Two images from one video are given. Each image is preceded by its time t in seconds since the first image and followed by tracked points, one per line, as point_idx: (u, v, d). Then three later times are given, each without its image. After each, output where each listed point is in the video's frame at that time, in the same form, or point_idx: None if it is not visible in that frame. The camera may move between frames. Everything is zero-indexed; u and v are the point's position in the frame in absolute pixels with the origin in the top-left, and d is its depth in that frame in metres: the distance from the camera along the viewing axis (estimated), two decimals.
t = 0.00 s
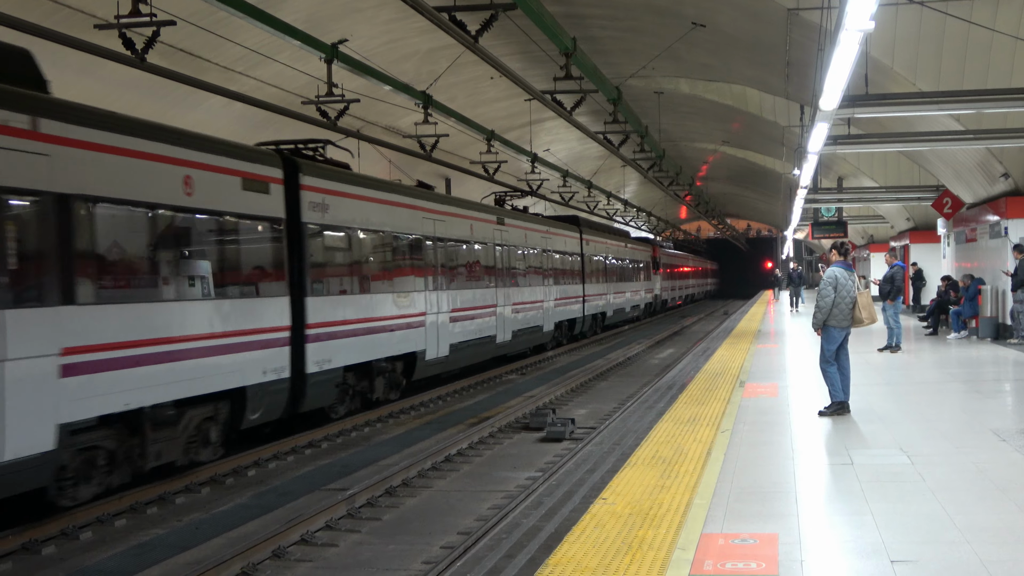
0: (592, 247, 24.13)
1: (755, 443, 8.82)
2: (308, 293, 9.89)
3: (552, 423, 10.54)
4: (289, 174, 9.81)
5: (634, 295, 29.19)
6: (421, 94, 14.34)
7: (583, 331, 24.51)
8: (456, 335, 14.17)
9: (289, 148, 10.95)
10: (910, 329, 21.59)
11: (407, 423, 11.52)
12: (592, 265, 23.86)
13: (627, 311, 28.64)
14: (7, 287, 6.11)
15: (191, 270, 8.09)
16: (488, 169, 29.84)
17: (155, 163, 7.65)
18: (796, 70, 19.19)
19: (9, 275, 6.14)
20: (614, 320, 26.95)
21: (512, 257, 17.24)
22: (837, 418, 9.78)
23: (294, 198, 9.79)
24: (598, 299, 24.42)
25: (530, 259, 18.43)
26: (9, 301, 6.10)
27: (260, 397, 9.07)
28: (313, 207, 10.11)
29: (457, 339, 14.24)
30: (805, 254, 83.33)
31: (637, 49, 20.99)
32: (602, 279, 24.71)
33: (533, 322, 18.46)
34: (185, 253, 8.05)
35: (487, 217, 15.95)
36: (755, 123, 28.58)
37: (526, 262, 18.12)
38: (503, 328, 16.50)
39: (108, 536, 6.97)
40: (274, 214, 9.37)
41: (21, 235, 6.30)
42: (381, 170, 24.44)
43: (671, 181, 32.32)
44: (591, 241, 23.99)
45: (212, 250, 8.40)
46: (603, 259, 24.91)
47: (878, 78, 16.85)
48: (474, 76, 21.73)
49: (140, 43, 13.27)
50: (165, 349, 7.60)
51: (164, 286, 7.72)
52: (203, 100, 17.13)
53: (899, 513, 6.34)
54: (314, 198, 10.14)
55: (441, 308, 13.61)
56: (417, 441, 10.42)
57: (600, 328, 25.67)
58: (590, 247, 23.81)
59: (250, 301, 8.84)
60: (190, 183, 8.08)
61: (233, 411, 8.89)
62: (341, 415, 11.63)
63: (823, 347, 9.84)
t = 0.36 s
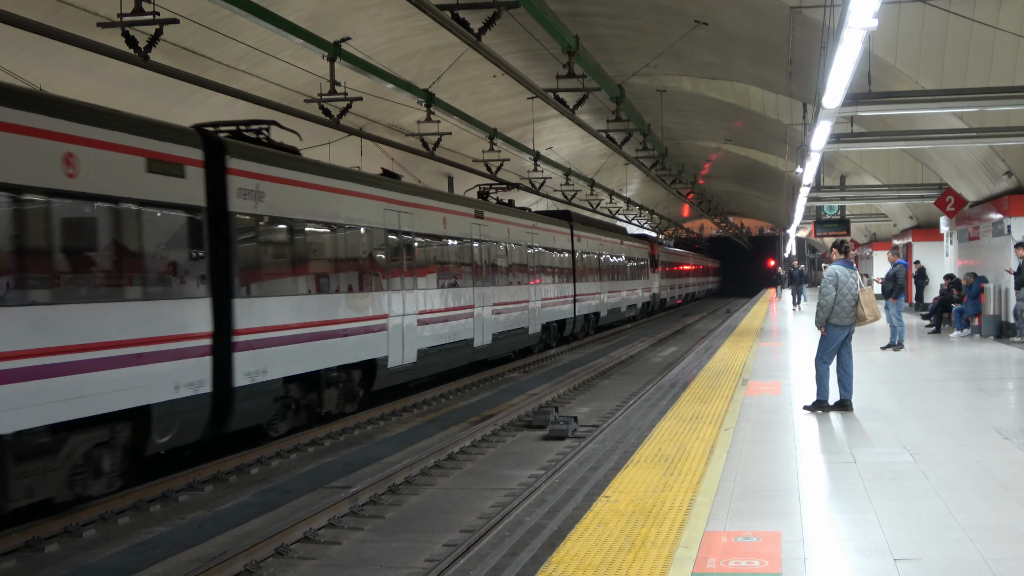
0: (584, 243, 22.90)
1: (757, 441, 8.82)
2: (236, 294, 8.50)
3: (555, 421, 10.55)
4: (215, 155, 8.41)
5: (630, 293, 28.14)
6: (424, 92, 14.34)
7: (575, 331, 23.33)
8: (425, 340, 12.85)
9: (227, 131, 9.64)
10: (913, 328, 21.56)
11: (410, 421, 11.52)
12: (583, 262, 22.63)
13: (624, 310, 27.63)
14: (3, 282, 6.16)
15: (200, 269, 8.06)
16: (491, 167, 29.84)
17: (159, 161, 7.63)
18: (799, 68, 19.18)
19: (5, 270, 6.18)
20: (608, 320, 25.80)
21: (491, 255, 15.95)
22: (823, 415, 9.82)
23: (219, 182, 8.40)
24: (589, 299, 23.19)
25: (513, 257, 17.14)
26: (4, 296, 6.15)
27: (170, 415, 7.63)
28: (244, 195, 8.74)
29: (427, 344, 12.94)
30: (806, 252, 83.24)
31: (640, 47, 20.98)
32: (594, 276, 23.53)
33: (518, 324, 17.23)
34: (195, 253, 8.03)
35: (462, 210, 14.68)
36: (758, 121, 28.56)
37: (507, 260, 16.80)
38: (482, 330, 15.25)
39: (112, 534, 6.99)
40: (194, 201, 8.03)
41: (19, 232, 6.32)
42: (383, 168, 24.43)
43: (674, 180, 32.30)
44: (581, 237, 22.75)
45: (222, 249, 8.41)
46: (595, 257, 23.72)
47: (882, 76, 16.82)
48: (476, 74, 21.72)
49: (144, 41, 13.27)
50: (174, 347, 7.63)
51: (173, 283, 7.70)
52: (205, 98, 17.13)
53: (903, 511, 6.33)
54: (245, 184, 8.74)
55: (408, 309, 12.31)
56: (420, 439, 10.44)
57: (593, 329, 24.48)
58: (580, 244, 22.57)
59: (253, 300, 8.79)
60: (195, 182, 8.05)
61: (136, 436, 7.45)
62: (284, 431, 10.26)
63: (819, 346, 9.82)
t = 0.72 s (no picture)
0: (573, 240, 21.75)
1: (758, 440, 8.81)
2: (140, 297, 7.19)
3: (557, 420, 10.56)
4: (117, 133, 7.12)
5: (624, 292, 27.07)
6: (426, 90, 14.32)
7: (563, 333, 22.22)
8: (386, 347, 11.50)
9: (152, 109, 8.47)
10: (914, 326, 21.55)
11: (411, 420, 11.52)
12: (571, 261, 21.46)
13: (617, 310, 26.57)
14: (13, 281, 6.18)
15: (205, 267, 8.06)
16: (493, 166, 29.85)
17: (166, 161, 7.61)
18: (801, 66, 19.18)
19: (13, 269, 6.20)
20: (600, 320, 24.66)
21: (466, 252, 14.62)
22: (816, 413, 9.84)
23: (116, 164, 7.09)
24: (578, 298, 22.02)
25: (491, 254, 15.86)
26: (13, 295, 6.15)
27: (47, 444, 6.32)
28: (153, 180, 7.43)
29: (390, 351, 11.62)
30: (807, 250, 83.08)
31: (642, 45, 20.97)
32: (586, 275, 22.42)
33: (497, 327, 16.05)
34: (199, 250, 8.01)
35: (433, 201, 13.29)
36: (760, 120, 28.55)
37: (484, 258, 15.47)
38: (457, 333, 14.02)
39: (112, 532, 6.99)
40: (83, 186, 6.75)
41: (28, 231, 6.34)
42: (385, 166, 24.43)
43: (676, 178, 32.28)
44: (570, 233, 21.55)
45: (225, 246, 8.38)
46: (585, 254, 22.58)
47: (884, 75, 16.81)
48: (478, 72, 21.72)
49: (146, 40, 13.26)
50: (179, 346, 7.63)
51: (179, 283, 7.69)
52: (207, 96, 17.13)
53: (905, 511, 6.31)
54: (153, 166, 7.41)
55: (365, 311, 10.96)
56: (421, 438, 10.43)
57: (584, 330, 23.33)
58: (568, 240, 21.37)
59: (256, 299, 8.75)
60: (202, 181, 8.04)
61: None
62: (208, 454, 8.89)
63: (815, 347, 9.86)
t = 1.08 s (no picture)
0: (562, 238, 20.64)
1: (757, 440, 8.81)
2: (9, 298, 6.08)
3: (556, 419, 10.57)
4: None
5: (617, 292, 26.03)
6: (426, 89, 14.31)
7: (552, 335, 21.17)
8: (339, 355, 10.29)
9: (58, 83, 7.54)
10: (914, 326, 21.56)
11: (411, 418, 11.52)
12: (559, 261, 20.35)
13: (610, 311, 25.53)
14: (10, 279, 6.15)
15: (207, 263, 8.18)
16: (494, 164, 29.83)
17: (168, 159, 7.72)
18: (802, 66, 19.19)
19: (11, 267, 6.18)
20: (591, 322, 23.57)
21: (436, 249, 13.41)
22: (815, 413, 9.85)
23: None
24: (567, 299, 20.95)
25: (466, 252, 14.64)
26: (10, 293, 6.13)
27: None
28: (27, 158, 6.32)
29: (344, 358, 10.44)
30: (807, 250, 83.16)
31: (643, 45, 20.97)
32: (575, 274, 21.38)
33: (474, 331, 14.91)
34: (197, 245, 8.08)
35: (410, 196, 12.57)
36: (761, 120, 28.55)
37: (457, 257, 14.23)
38: (426, 338, 12.82)
39: (113, 529, 7.00)
40: None
41: (26, 228, 6.33)
42: (385, 165, 24.42)
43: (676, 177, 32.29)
44: (558, 230, 20.43)
45: (222, 243, 8.41)
46: (575, 252, 21.51)
47: (885, 74, 16.80)
48: (479, 71, 21.72)
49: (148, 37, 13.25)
50: (176, 344, 7.65)
51: (178, 279, 7.77)
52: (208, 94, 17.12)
53: (904, 510, 6.32)
54: (27, 141, 6.31)
55: (312, 315, 9.79)
56: (421, 436, 10.44)
57: (574, 332, 22.28)
58: (556, 238, 20.24)
59: (256, 294, 8.84)
60: (204, 178, 8.15)
61: None
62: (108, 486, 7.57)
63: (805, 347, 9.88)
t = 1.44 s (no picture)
0: (548, 236, 19.49)
1: (758, 440, 8.84)
2: None
3: (557, 419, 10.58)
4: None
5: (609, 293, 24.92)
6: (428, 88, 14.33)
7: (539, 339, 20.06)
8: (280, 364, 9.08)
9: None
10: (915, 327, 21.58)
11: (412, 417, 11.55)
12: (546, 260, 19.20)
13: (602, 313, 24.42)
14: (6, 276, 6.13)
15: (208, 262, 8.13)
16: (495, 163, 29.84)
17: (166, 157, 7.65)
18: (804, 67, 19.19)
19: (10, 264, 6.17)
20: (580, 325, 22.43)
21: (405, 245, 12.18)
22: (816, 414, 9.87)
23: None
24: (554, 300, 19.83)
25: (440, 248, 13.43)
26: (6, 289, 6.10)
27: None
28: None
29: (288, 368, 9.24)
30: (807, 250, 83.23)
31: (645, 45, 20.95)
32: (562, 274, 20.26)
33: (448, 336, 13.67)
34: (198, 244, 8.04)
35: (413, 195, 12.59)
36: (762, 120, 28.54)
37: (429, 254, 12.99)
38: (390, 344, 11.57)
39: (113, 528, 7.00)
40: None
41: (22, 225, 6.30)
42: (386, 164, 24.42)
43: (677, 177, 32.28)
44: (545, 228, 19.29)
45: (224, 242, 8.40)
46: (563, 251, 20.37)
47: (887, 75, 16.81)
48: (481, 70, 21.72)
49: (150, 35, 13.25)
50: (179, 343, 7.63)
51: (177, 277, 7.70)
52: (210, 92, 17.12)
53: (903, 511, 6.33)
54: None
55: (249, 319, 8.61)
56: (421, 436, 10.44)
57: (562, 335, 21.16)
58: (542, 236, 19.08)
59: (256, 293, 8.75)
60: (207, 178, 8.16)
61: None
62: None
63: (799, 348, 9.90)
